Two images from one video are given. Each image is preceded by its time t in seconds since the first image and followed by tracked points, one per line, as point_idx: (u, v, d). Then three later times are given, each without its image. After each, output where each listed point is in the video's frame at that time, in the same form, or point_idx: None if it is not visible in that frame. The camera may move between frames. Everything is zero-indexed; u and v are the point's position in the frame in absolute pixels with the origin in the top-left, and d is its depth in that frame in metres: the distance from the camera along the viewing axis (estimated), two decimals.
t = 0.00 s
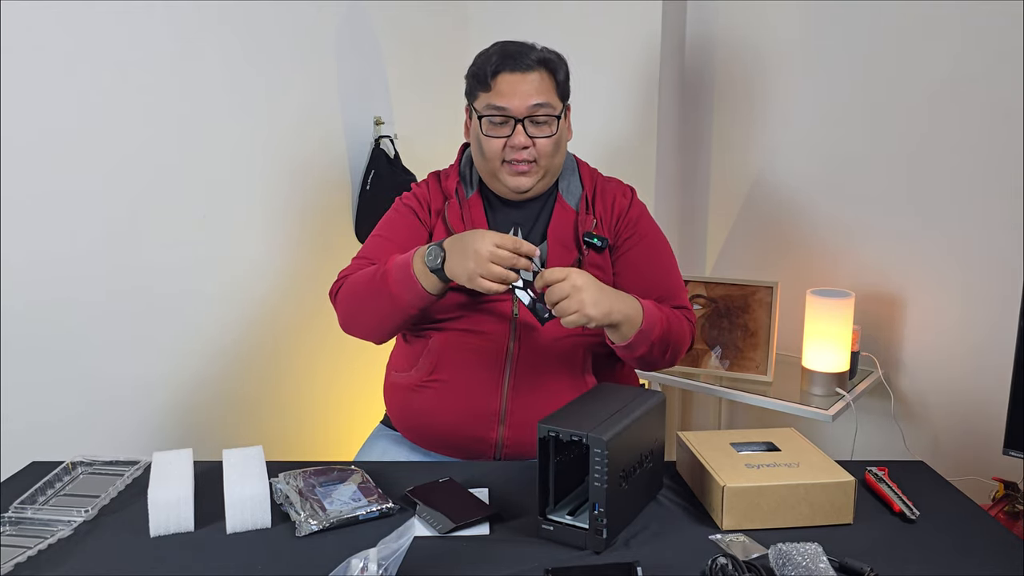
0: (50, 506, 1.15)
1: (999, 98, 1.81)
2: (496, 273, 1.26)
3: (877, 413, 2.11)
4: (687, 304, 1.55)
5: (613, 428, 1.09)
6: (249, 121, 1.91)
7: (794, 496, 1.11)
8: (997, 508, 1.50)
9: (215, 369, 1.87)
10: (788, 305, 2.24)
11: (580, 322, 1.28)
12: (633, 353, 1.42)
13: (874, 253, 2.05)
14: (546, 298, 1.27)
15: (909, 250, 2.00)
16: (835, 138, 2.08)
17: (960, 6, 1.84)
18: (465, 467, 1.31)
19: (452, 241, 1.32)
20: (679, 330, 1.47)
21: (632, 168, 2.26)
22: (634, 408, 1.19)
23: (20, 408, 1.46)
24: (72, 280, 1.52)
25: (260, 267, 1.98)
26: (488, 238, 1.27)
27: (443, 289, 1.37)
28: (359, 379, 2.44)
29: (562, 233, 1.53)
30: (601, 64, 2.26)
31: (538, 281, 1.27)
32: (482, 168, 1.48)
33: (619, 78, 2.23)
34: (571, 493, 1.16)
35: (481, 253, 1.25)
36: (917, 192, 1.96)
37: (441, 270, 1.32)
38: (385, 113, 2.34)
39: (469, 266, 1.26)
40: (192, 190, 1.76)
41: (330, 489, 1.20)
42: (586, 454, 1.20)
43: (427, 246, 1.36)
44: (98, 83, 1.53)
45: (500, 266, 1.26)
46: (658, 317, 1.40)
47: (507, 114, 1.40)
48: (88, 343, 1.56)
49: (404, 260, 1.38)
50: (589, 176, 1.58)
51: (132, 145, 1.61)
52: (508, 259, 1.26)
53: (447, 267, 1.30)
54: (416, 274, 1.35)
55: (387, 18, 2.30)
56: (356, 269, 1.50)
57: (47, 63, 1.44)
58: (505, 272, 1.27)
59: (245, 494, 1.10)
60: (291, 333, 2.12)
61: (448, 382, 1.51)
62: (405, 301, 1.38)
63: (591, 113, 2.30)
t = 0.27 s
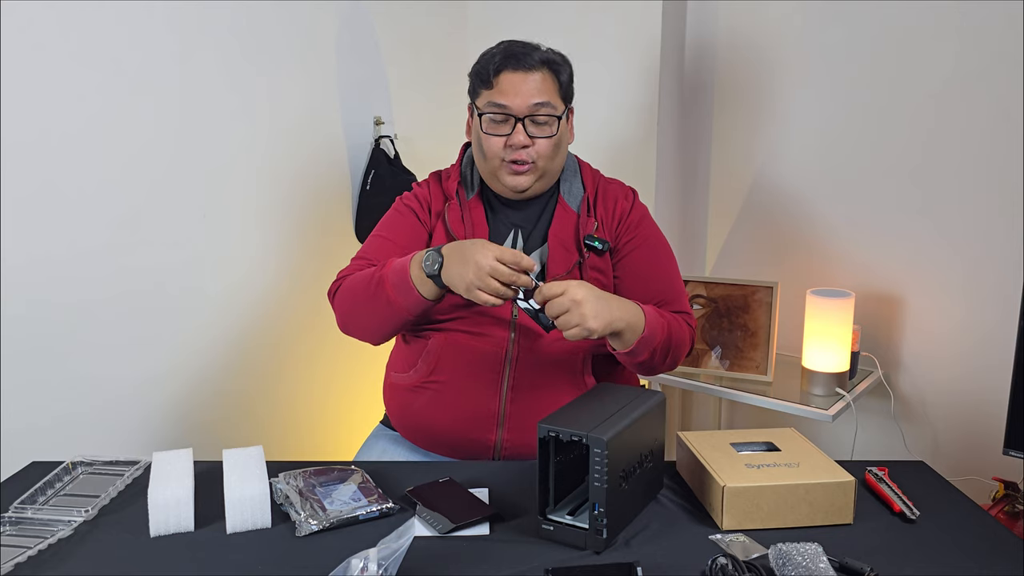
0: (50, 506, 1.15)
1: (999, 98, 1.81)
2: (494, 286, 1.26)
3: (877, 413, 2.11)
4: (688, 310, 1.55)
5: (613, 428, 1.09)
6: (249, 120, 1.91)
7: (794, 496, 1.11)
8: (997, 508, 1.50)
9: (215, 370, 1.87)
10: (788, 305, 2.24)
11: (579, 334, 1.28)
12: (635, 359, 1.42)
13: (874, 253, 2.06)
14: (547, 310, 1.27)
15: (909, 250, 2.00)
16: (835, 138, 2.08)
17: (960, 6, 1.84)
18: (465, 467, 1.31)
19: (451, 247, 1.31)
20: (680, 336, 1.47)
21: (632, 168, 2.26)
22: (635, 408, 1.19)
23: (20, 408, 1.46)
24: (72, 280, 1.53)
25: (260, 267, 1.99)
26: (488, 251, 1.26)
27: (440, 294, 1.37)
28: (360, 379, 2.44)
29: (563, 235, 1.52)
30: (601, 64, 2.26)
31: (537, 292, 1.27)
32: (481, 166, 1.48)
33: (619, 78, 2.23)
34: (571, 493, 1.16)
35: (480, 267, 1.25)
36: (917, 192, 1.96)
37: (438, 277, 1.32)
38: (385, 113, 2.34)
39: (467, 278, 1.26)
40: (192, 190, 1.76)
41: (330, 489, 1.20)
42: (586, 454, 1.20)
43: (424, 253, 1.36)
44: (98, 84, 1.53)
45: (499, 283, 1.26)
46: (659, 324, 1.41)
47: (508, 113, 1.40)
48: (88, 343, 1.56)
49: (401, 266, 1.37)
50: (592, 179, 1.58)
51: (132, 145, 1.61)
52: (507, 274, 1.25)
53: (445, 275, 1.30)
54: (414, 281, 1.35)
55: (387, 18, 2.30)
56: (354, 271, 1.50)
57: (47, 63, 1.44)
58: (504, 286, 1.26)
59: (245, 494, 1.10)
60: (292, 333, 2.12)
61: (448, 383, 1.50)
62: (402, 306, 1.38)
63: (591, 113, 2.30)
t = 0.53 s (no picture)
0: (50, 506, 1.15)
1: (999, 98, 1.81)
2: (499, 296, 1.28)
3: (877, 413, 2.11)
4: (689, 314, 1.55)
5: (613, 428, 1.09)
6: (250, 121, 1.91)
7: (794, 496, 1.11)
8: (997, 508, 1.50)
9: (215, 370, 1.87)
10: (788, 305, 2.24)
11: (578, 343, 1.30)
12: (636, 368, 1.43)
13: (874, 253, 2.06)
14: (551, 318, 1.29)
15: (909, 251, 2.00)
16: (835, 138, 2.08)
17: (960, 6, 1.84)
18: (465, 467, 1.31)
19: (453, 260, 1.30)
20: (682, 341, 1.47)
21: (632, 168, 2.26)
22: (635, 408, 1.19)
23: (20, 409, 1.46)
24: (72, 279, 1.52)
25: (260, 267, 1.99)
26: (493, 265, 1.26)
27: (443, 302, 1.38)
28: (360, 379, 2.45)
29: (564, 237, 1.52)
30: (601, 64, 2.26)
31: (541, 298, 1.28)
32: (485, 161, 1.48)
33: (619, 77, 2.23)
34: (571, 493, 1.16)
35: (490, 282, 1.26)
36: (917, 192, 1.96)
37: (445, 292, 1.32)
38: (385, 113, 2.34)
39: (478, 293, 1.27)
40: (192, 190, 1.76)
41: (330, 489, 1.20)
42: (586, 454, 1.20)
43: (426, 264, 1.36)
44: (98, 84, 1.53)
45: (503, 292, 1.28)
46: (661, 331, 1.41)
47: (516, 107, 1.41)
48: (88, 343, 1.56)
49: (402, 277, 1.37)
50: (594, 180, 1.58)
51: (132, 145, 1.61)
52: (512, 285, 1.26)
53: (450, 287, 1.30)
54: (415, 292, 1.36)
55: (387, 18, 2.30)
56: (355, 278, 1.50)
57: (47, 63, 1.44)
58: (514, 295, 1.28)
59: (245, 494, 1.10)
60: (292, 333, 2.12)
61: (449, 385, 1.50)
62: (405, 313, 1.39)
63: (591, 113, 2.30)
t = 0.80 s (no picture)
0: (50, 506, 1.15)
1: (999, 98, 1.81)
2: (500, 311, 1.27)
3: (877, 412, 2.11)
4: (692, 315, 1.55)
5: (613, 428, 1.09)
6: (249, 121, 1.91)
7: (794, 496, 1.11)
8: (997, 508, 1.50)
9: (215, 370, 1.87)
10: (788, 305, 2.24)
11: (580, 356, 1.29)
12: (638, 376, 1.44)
13: (875, 253, 2.05)
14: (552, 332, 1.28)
15: (909, 250, 2.00)
16: (835, 139, 2.08)
17: (959, 6, 1.84)
18: (465, 467, 1.31)
19: (455, 276, 1.30)
20: (684, 346, 1.48)
21: (632, 168, 2.26)
22: (635, 408, 1.19)
23: (20, 409, 1.46)
24: (72, 279, 1.52)
25: (260, 267, 1.99)
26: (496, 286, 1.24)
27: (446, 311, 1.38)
28: (360, 379, 2.45)
29: (569, 239, 1.52)
30: (601, 64, 2.26)
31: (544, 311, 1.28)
32: (490, 159, 1.47)
33: (620, 77, 2.23)
34: (571, 493, 1.16)
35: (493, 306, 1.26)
36: (917, 192, 1.96)
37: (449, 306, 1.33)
38: (385, 113, 2.34)
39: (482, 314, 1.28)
40: (192, 190, 1.76)
41: (330, 489, 1.20)
42: (586, 454, 1.20)
43: (428, 275, 1.36)
44: (98, 84, 1.53)
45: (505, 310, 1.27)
46: (662, 339, 1.42)
47: (525, 104, 1.41)
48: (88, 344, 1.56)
49: (402, 288, 1.38)
50: (598, 181, 1.59)
51: (132, 145, 1.61)
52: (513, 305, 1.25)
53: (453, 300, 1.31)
54: (419, 303, 1.36)
55: (387, 18, 2.30)
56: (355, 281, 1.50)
57: (47, 63, 1.44)
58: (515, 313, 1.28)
59: (245, 494, 1.10)
60: (292, 333, 2.13)
61: (450, 387, 1.50)
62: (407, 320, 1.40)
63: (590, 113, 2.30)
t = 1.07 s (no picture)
0: (50, 506, 1.15)
1: (999, 98, 1.81)
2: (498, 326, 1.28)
3: (877, 413, 2.11)
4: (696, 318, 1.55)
5: (613, 428, 1.09)
6: (249, 121, 1.91)
7: (794, 496, 1.11)
8: (997, 508, 1.50)
9: (215, 369, 1.87)
10: (788, 305, 2.24)
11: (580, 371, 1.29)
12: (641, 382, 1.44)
13: (875, 253, 2.05)
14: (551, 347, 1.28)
15: (909, 250, 2.00)
16: (835, 138, 2.08)
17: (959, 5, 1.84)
18: (466, 467, 1.31)
19: (456, 289, 1.30)
20: (688, 351, 1.48)
21: (632, 167, 2.26)
22: (635, 408, 1.19)
23: (20, 409, 1.46)
24: (71, 279, 1.52)
25: (260, 267, 1.99)
26: (495, 300, 1.26)
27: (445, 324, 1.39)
28: (359, 378, 2.45)
29: (573, 240, 1.52)
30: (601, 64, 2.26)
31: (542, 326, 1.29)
32: (498, 159, 1.47)
33: (619, 77, 2.23)
34: (571, 493, 1.16)
35: (489, 320, 1.26)
36: (916, 192, 1.96)
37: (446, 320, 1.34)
38: (385, 113, 2.34)
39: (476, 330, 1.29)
40: (192, 190, 1.76)
41: (330, 488, 1.20)
42: (586, 454, 1.20)
43: (428, 287, 1.37)
44: (98, 84, 1.53)
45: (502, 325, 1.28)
46: (663, 347, 1.42)
47: (534, 104, 1.42)
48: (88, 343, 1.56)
49: (402, 301, 1.39)
50: (603, 183, 1.58)
51: (132, 145, 1.61)
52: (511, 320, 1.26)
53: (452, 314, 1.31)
54: (420, 317, 1.38)
55: (387, 17, 2.30)
56: (356, 294, 1.51)
57: (47, 63, 1.44)
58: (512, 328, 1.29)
59: (245, 494, 1.10)
60: (292, 333, 2.13)
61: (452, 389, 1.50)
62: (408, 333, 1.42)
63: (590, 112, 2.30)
